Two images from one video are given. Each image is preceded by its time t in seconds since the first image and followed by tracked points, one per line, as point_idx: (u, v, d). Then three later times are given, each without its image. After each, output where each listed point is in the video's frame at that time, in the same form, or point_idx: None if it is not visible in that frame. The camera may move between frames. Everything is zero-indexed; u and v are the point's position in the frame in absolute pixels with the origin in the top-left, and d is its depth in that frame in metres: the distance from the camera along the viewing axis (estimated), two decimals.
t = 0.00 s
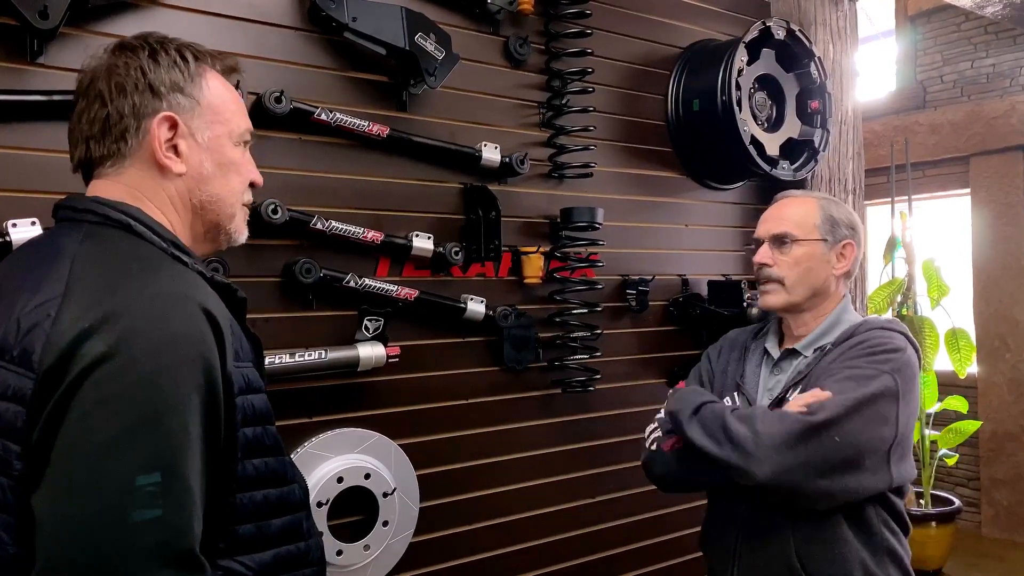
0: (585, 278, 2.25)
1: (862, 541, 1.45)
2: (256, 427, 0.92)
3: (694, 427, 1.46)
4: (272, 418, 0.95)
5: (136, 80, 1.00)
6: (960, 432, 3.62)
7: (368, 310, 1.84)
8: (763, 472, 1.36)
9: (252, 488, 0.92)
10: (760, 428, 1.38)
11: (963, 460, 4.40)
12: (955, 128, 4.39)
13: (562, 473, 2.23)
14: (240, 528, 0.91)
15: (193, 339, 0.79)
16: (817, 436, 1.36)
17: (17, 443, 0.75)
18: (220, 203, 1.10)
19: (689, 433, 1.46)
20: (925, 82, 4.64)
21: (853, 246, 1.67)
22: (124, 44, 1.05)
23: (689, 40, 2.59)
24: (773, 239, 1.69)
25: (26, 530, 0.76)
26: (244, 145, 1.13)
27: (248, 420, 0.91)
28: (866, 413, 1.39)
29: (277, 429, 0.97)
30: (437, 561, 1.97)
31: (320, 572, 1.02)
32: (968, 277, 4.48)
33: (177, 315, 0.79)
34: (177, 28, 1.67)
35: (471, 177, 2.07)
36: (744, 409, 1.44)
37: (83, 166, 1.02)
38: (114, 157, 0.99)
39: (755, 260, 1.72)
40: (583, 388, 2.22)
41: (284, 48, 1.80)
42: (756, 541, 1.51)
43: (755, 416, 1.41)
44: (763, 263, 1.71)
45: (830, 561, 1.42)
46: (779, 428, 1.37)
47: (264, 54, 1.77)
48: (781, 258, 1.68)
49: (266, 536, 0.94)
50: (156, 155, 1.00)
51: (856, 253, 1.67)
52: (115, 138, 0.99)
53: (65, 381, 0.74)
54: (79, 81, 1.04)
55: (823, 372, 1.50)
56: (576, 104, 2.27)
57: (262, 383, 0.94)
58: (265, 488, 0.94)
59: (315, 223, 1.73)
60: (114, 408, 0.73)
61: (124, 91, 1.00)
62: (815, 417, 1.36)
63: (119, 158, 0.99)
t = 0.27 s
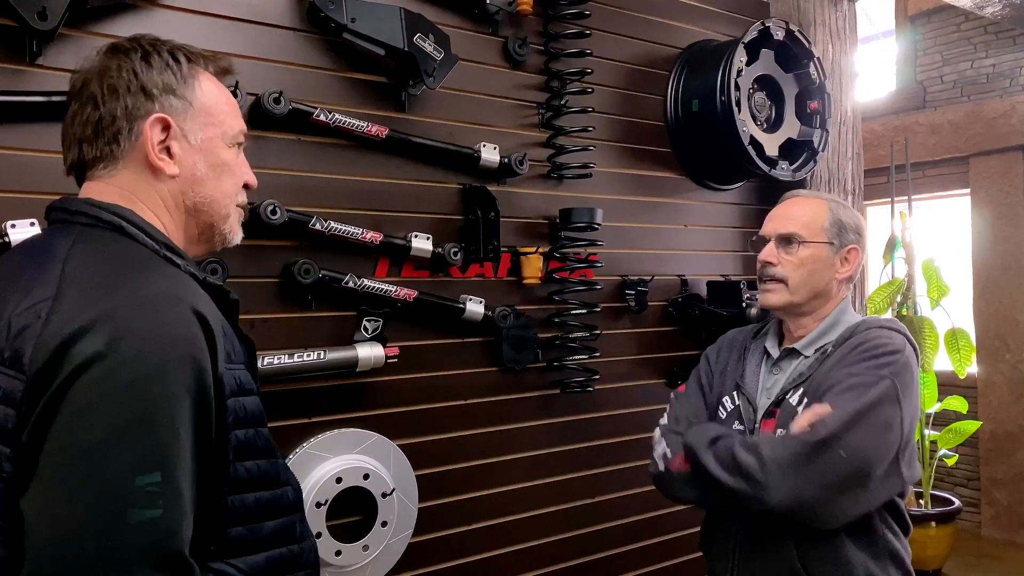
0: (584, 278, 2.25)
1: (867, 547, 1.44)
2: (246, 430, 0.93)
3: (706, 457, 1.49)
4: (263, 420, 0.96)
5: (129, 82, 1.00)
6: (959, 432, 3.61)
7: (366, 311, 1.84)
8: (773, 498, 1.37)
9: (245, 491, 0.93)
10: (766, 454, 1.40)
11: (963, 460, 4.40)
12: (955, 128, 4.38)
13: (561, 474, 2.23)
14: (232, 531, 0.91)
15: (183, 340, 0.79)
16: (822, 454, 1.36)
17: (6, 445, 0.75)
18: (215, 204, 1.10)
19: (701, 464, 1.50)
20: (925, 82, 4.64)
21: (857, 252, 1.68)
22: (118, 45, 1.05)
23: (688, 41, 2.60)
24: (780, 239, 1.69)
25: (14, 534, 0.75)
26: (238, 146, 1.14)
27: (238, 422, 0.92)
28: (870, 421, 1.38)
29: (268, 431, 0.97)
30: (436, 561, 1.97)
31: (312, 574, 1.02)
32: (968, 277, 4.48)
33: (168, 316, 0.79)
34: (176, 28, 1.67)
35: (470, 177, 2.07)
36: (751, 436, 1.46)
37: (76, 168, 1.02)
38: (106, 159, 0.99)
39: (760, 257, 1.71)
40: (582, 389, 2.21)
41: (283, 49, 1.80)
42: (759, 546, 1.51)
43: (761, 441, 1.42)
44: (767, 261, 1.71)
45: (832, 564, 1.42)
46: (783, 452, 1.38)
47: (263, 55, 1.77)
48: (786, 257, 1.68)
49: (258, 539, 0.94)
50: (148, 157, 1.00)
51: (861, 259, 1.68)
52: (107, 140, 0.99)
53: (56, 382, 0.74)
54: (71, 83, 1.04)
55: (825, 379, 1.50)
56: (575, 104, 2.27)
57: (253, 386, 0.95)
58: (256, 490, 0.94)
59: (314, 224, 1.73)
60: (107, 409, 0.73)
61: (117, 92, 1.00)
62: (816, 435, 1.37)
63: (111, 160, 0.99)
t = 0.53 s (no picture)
0: (583, 279, 2.25)
1: (868, 551, 1.44)
2: (242, 430, 0.93)
3: (715, 465, 1.48)
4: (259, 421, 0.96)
5: (123, 83, 1.00)
6: (959, 432, 3.61)
7: (365, 311, 1.84)
8: (791, 517, 1.36)
9: (241, 491, 0.93)
10: (781, 471, 1.38)
11: (963, 460, 4.40)
12: (955, 128, 4.38)
13: (560, 474, 2.23)
14: (226, 531, 0.91)
15: (176, 339, 0.79)
16: (837, 473, 1.36)
17: None
18: (210, 206, 1.10)
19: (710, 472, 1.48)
20: (925, 82, 4.64)
21: (855, 252, 1.68)
22: (113, 47, 1.05)
23: (688, 41, 2.60)
24: (777, 243, 1.68)
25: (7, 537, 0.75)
26: (233, 148, 1.14)
27: (233, 422, 0.92)
28: (881, 436, 1.38)
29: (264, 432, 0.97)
30: (436, 562, 1.97)
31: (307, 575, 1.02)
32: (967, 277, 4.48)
33: (160, 315, 0.79)
34: (175, 29, 1.67)
35: (469, 178, 2.07)
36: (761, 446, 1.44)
37: (71, 169, 1.02)
38: (101, 161, 0.99)
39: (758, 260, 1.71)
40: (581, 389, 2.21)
41: (282, 50, 1.80)
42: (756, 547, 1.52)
43: (774, 455, 1.40)
44: (766, 264, 1.70)
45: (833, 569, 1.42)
46: (798, 468, 1.37)
47: (262, 55, 1.77)
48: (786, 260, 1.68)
49: (252, 540, 0.94)
50: (143, 158, 1.00)
51: (858, 259, 1.68)
52: (101, 141, 0.99)
53: (49, 380, 0.74)
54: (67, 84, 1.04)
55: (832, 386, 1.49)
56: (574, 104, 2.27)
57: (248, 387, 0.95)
58: (251, 490, 0.95)
59: (312, 224, 1.73)
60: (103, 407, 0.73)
61: (112, 94, 1.00)
62: (832, 455, 1.35)
63: (106, 161, 0.99)
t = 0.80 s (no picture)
0: (581, 279, 2.25)
1: (864, 555, 1.43)
2: (236, 431, 0.92)
3: (713, 472, 1.49)
4: (253, 422, 0.96)
5: (142, 87, 1.00)
6: (959, 432, 3.60)
7: (362, 312, 1.84)
8: (792, 523, 1.37)
9: (236, 492, 0.93)
10: (780, 478, 1.38)
11: (963, 461, 4.40)
12: (955, 129, 4.38)
13: (559, 475, 2.23)
14: (220, 533, 0.91)
15: (167, 341, 0.79)
16: (838, 480, 1.35)
17: None
18: (209, 213, 1.12)
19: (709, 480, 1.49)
20: (925, 82, 4.63)
21: (857, 255, 1.67)
22: (122, 45, 1.03)
23: (687, 41, 2.59)
24: (781, 242, 1.68)
25: None
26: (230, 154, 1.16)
27: (226, 423, 0.91)
28: (880, 440, 1.38)
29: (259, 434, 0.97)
30: (434, 563, 1.97)
31: None
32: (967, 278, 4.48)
33: (151, 315, 0.79)
34: (172, 29, 1.67)
35: (467, 178, 2.07)
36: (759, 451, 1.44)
37: (72, 168, 1.00)
38: (114, 164, 0.99)
39: (760, 260, 1.70)
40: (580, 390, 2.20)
41: (279, 50, 1.80)
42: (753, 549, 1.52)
43: (773, 461, 1.40)
44: (768, 264, 1.69)
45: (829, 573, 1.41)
46: (797, 473, 1.37)
47: (259, 55, 1.77)
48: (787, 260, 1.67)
49: (247, 541, 0.94)
50: (158, 164, 1.01)
51: (860, 262, 1.67)
52: (116, 145, 0.98)
53: (38, 380, 0.73)
54: (66, 77, 1.01)
55: (831, 390, 1.49)
56: (572, 104, 2.27)
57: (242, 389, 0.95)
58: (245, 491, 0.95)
59: (310, 225, 1.73)
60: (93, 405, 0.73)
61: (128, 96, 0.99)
62: (833, 461, 1.35)
63: (119, 165, 0.99)
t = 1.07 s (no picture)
0: (578, 279, 2.24)
1: (863, 557, 1.43)
2: (219, 434, 0.89)
3: (706, 474, 1.47)
4: (237, 424, 0.93)
5: (148, 90, 1.01)
6: (959, 433, 3.59)
7: (356, 313, 1.82)
8: (783, 519, 1.35)
9: (222, 495, 0.90)
10: (771, 476, 1.37)
11: (963, 461, 4.39)
12: (955, 129, 4.37)
13: (555, 477, 2.22)
14: (200, 538, 0.88)
15: (130, 344, 0.78)
16: (828, 474, 1.34)
17: None
18: (201, 214, 1.15)
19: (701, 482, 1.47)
20: (925, 82, 4.62)
21: (852, 253, 1.65)
22: (122, 44, 1.04)
23: (684, 40, 2.58)
24: (773, 249, 1.66)
25: None
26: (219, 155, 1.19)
27: (203, 426, 0.88)
28: (873, 438, 1.36)
29: (246, 436, 0.95)
30: (429, 565, 1.96)
31: None
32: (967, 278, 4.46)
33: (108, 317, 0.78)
34: (164, 28, 1.66)
35: (463, 178, 2.06)
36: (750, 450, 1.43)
37: (70, 167, 1.00)
38: (119, 167, 1.01)
39: (753, 268, 1.69)
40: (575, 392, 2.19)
41: (273, 49, 1.78)
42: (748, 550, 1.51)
43: (763, 459, 1.39)
44: (761, 271, 1.68)
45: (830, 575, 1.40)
46: (789, 471, 1.36)
47: (253, 55, 1.76)
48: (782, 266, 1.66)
49: (231, 545, 0.91)
50: (160, 169, 1.04)
51: (856, 259, 1.65)
52: (123, 147, 1.00)
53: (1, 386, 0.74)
54: (62, 71, 1.01)
55: (825, 389, 1.48)
56: (569, 104, 2.26)
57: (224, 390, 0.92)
58: (229, 494, 0.91)
59: (303, 225, 1.72)
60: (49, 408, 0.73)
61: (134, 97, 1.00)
62: (821, 456, 1.34)
63: (124, 169, 1.01)
